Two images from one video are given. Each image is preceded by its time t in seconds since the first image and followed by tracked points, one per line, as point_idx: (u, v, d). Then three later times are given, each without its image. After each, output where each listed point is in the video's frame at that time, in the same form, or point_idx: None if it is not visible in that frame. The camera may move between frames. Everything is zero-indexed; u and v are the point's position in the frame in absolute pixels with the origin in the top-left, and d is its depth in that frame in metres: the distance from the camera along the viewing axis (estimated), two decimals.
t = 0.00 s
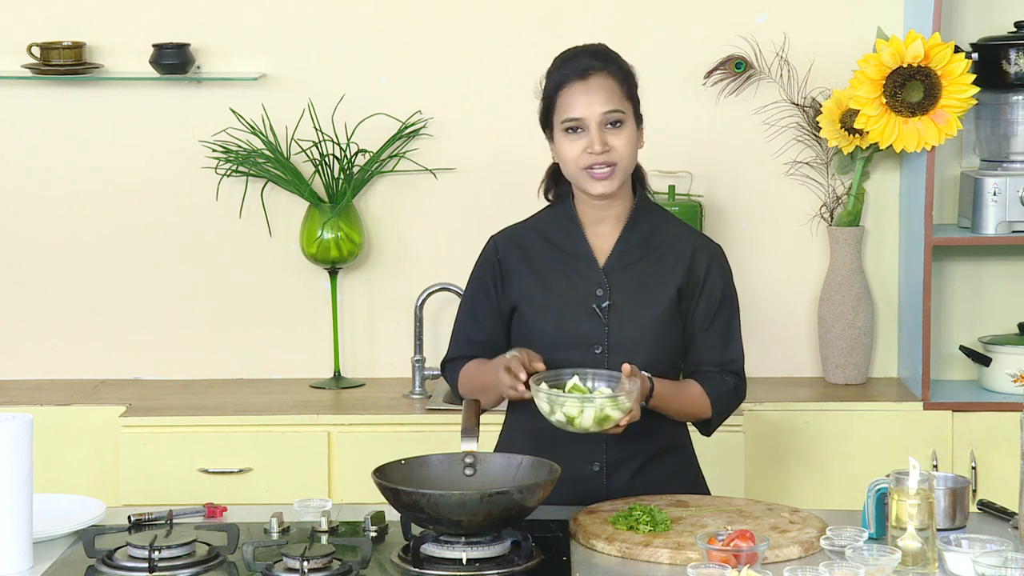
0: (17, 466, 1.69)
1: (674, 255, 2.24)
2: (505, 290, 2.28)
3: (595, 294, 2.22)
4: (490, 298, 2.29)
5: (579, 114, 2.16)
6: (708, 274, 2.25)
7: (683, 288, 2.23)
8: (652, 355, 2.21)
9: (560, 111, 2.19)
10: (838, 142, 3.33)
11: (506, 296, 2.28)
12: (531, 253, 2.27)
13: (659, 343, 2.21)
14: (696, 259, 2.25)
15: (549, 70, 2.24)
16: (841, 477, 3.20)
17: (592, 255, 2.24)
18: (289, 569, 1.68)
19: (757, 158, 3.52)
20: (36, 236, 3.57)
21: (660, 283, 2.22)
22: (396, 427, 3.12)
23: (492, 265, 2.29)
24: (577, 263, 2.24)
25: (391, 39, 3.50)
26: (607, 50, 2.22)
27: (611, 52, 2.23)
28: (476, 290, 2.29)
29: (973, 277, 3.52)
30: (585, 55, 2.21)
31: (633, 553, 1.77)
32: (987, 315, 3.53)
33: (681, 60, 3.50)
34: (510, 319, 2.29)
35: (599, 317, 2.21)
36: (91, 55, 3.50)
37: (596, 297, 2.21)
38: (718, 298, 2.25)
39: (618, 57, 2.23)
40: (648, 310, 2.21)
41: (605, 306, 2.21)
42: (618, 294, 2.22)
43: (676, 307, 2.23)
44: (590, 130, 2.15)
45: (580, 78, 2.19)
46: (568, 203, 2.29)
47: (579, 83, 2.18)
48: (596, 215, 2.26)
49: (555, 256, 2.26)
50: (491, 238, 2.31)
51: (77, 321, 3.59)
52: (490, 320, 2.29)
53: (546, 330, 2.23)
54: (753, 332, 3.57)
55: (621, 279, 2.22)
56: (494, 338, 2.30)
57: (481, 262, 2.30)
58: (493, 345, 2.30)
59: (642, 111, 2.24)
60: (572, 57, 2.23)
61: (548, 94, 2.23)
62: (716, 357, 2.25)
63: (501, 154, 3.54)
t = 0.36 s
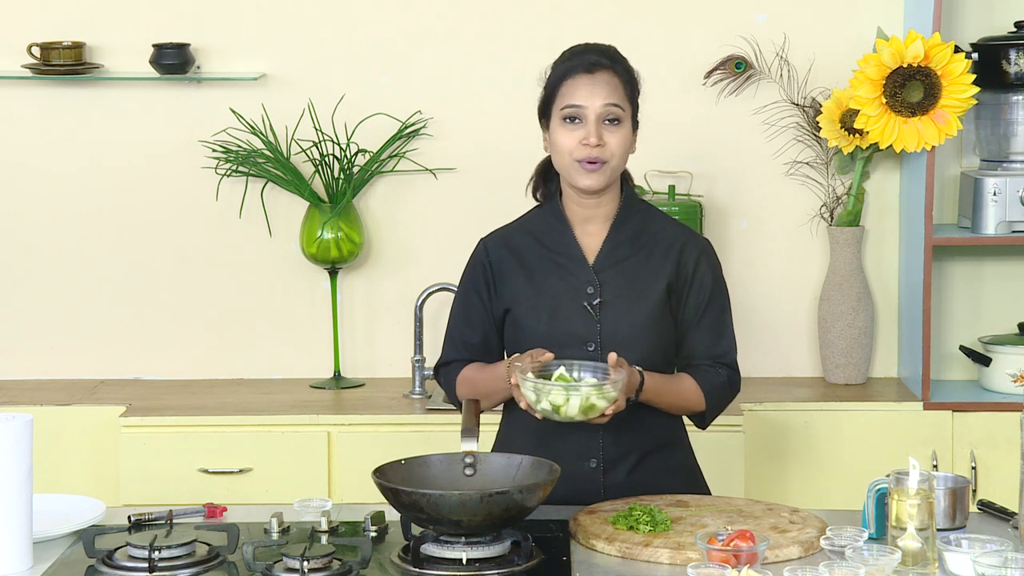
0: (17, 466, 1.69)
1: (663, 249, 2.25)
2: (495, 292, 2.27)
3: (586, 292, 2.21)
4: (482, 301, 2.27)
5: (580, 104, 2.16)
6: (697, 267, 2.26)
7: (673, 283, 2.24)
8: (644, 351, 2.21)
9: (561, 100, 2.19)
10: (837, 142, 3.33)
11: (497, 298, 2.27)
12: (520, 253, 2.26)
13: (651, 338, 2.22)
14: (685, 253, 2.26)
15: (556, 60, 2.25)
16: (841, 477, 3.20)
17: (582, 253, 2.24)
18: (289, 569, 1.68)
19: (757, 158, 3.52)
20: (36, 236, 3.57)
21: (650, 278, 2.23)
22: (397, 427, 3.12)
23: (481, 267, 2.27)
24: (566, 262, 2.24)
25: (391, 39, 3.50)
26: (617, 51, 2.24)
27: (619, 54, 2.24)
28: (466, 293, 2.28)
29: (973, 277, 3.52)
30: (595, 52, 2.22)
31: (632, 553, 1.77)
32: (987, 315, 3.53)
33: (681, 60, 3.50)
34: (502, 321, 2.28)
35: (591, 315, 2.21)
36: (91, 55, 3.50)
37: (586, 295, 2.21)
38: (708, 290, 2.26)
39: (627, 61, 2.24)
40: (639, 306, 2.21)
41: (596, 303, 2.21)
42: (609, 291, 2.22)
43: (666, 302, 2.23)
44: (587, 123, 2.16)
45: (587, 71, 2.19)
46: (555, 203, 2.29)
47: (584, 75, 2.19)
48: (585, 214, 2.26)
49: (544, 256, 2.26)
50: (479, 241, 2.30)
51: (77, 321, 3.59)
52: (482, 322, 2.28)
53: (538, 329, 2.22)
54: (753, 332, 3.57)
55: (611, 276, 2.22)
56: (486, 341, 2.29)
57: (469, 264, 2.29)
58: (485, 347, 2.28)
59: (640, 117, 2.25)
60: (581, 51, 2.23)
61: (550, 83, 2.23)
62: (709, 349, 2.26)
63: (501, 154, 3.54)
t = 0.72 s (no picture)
0: (17, 466, 1.69)
1: (660, 250, 2.25)
2: (491, 293, 2.27)
3: (584, 294, 2.21)
4: (479, 302, 2.27)
5: (588, 101, 2.16)
6: (694, 267, 2.26)
7: (670, 284, 2.24)
8: (643, 351, 2.21)
9: (571, 94, 2.19)
10: (837, 142, 3.33)
11: (493, 299, 2.27)
12: (517, 255, 2.26)
13: (649, 339, 2.22)
14: (682, 254, 2.26)
15: (575, 56, 2.24)
16: (841, 477, 3.20)
17: (579, 255, 2.24)
18: (289, 569, 1.68)
19: (757, 158, 3.52)
20: (36, 236, 3.57)
21: (647, 280, 2.23)
22: (397, 427, 3.12)
23: (477, 269, 2.27)
24: (563, 264, 2.24)
25: (391, 40, 3.50)
26: (636, 57, 2.24)
27: (638, 61, 2.24)
28: (463, 294, 2.27)
29: (973, 277, 3.52)
30: (614, 53, 2.22)
31: (632, 553, 1.77)
32: (987, 315, 3.53)
33: (681, 60, 3.50)
34: (499, 323, 2.28)
35: (589, 317, 2.20)
36: (91, 55, 3.50)
37: (584, 297, 2.21)
38: (705, 290, 2.26)
39: (644, 70, 2.24)
40: (637, 307, 2.21)
41: (594, 305, 2.21)
42: (606, 293, 2.21)
43: (664, 303, 2.23)
44: (592, 122, 2.16)
45: (603, 70, 2.19)
46: (552, 203, 2.28)
47: (599, 74, 2.19)
48: (580, 213, 2.26)
49: (541, 257, 2.25)
50: (475, 241, 2.29)
51: (77, 321, 3.59)
52: (478, 323, 2.27)
53: (536, 331, 2.22)
54: (753, 332, 3.57)
55: (609, 278, 2.22)
56: (483, 342, 2.28)
57: (465, 265, 2.28)
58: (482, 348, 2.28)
59: (645, 126, 2.26)
60: (601, 51, 2.23)
61: (564, 77, 2.23)
62: (707, 348, 2.27)
63: (501, 154, 3.54)
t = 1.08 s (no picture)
0: (17, 466, 1.69)
1: (663, 252, 2.25)
2: (494, 293, 2.27)
3: (587, 295, 2.21)
4: (482, 301, 2.26)
5: (587, 102, 2.16)
6: (698, 269, 2.26)
7: (674, 285, 2.24)
8: (646, 352, 2.21)
9: (570, 96, 2.20)
10: (837, 142, 3.33)
11: (496, 299, 2.27)
12: (519, 255, 2.26)
13: (652, 340, 2.22)
14: (685, 256, 2.26)
15: (570, 57, 2.25)
16: (841, 477, 3.20)
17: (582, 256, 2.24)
18: (289, 569, 1.68)
19: (757, 158, 3.52)
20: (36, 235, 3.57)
21: (651, 281, 2.23)
22: (397, 427, 3.12)
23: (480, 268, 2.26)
24: (566, 264, 2.24)
25: (391, 39, 3.50)
26: (632, 54, 2.24)
27: (634, 58, 2.24)
28: (465, 294, 2.27)
29: (973, 277, 3.52)
30: (610, 52, 2.22)
31: (633, 553, 1.77)
32: (987, 315, 3.53)
33: (680, 60, 3.50)
34: (501, 323, 2.28)
35: (592, 318, 2.20)
36: (91, 55, 3.50)
37: (587, 298, 2.21)
38: (709, 292, 2.26)
39: (640, 66, 2.24)
40: (640, 309, 2.21)
41: (597, 307, 2.21)
42: (609, 294, 2.21)
43: (668, 304, 2.23)
44: (592, 122, 2.16)
45: (599, 69, 2.19)
46: (555, 203, 2.28)
47: (597, 74, 2.19)
48: (584, 214, 2.26)
49: (544, 258, 2.25)
50: (478, 240, 2.29)
51: (76, 321, 3.59)
52: (481, 323, 2.27)
53: (539, 332, 2.22)
54: (753, 332, 3.57)
55: (612, 279, 2.22)
56: (485, 342, 2.28)
57: (468, 264, 2.28)
58: (484, 348, 2.28)
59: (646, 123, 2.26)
60: (596, 50, 2.24)
61: (562, 79, 2.23)
62: (711, 349, 2.27)
63: (501, 153, 3.54)
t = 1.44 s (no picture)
0: (17, 466, 1.69)
1: (665, 254, 2.26)
2: (496, 293, 2.26)
3: (590, 297, 2.21)
4: (483, 301, 2.25)
5: (603, 105, 2.16)
6: (699, 271, 2.27)
7: (676, 287, 2.24)
8: (647, 354, 2.22)
9: (587, 96, 2.19)
10: (837, 142, 3.33)
11: (497, 299, 2.26)
12: (522, 255, 2.25)
13: (653, 342, 2.22)
14: (687, 258, 2.27)
15: (594, 56, 2.24)
16: (841, 477, 3.20)
17: (586, 257, 2.24)
18: (289, 569, 1.68)
19: (757, 158, 3.52)
20: (36, 235, 3.57)
21: (654, 283, 2.23)
22: (397, 427, 3.12)
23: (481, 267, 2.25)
24: (569, 265, 2.23)
25: (391, 39, 3.50)
26: (656, 64, 2.23)
27: (656, 67, 2.24)
28: (466, 293, 2.26)
29: (972, 277, 3.52)
30: (635, 58, 2.22)
31: (632, 553, 1.77)
32: (987, 315, 3.53)
33: (680, 60, 3.50)
34: (502, 322, 2.27)
35: (595, 320, 2.20)
36: (91, 55, 3.50)
37: (590, 300, 2.21)
38: (709, 295, 2.28)
39: (661, 77, 2.24)
40: (643, 311, 2.21)
41: (600, 309, 2.21)
42: (612, 296, 2.22)
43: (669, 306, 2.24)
44: (605, 125, 2.16)
45: (620, 74, 2.19)
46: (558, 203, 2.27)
47: (617, 78, 2.18)
48: (586, 215, 2.25)
49: (546, 258, 2.24)
50: (479, 239, 2.28)
51: (76, 321, 3.59)
52: (482, 322, 2.26)
53: (541, 333, 2.21)
54: (753, 331, 3.57)
55: (615, 281, 2.22)
56: (486, 341, 2.28)
57: (469, 263, 2.26)
58: (484, 347, 2.28)
59: (658, 133, 2.26)
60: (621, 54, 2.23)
61: (582, 77, 2.22)
62: (708, 351, 2.29)
63: (500, 153, 3.54)
